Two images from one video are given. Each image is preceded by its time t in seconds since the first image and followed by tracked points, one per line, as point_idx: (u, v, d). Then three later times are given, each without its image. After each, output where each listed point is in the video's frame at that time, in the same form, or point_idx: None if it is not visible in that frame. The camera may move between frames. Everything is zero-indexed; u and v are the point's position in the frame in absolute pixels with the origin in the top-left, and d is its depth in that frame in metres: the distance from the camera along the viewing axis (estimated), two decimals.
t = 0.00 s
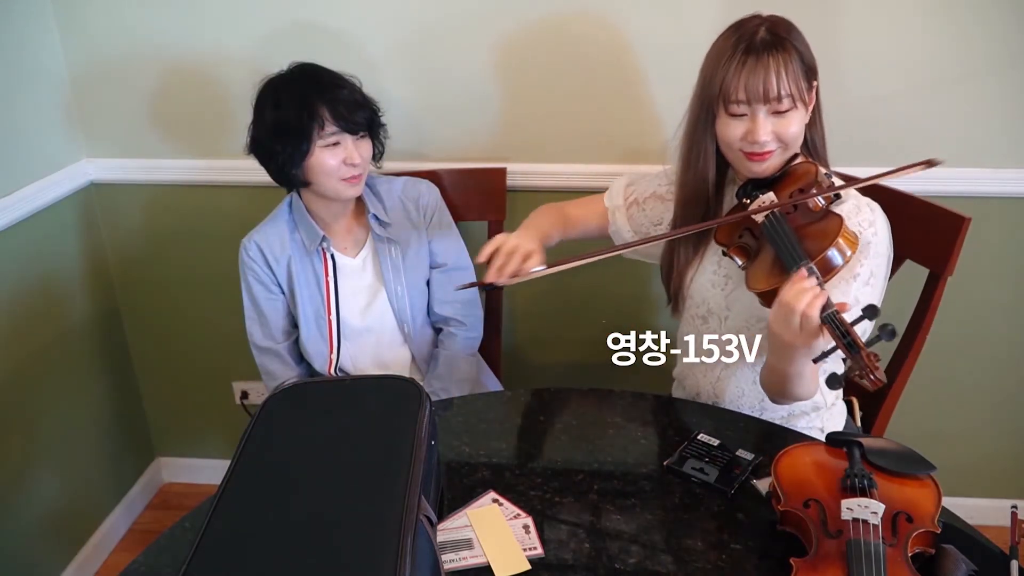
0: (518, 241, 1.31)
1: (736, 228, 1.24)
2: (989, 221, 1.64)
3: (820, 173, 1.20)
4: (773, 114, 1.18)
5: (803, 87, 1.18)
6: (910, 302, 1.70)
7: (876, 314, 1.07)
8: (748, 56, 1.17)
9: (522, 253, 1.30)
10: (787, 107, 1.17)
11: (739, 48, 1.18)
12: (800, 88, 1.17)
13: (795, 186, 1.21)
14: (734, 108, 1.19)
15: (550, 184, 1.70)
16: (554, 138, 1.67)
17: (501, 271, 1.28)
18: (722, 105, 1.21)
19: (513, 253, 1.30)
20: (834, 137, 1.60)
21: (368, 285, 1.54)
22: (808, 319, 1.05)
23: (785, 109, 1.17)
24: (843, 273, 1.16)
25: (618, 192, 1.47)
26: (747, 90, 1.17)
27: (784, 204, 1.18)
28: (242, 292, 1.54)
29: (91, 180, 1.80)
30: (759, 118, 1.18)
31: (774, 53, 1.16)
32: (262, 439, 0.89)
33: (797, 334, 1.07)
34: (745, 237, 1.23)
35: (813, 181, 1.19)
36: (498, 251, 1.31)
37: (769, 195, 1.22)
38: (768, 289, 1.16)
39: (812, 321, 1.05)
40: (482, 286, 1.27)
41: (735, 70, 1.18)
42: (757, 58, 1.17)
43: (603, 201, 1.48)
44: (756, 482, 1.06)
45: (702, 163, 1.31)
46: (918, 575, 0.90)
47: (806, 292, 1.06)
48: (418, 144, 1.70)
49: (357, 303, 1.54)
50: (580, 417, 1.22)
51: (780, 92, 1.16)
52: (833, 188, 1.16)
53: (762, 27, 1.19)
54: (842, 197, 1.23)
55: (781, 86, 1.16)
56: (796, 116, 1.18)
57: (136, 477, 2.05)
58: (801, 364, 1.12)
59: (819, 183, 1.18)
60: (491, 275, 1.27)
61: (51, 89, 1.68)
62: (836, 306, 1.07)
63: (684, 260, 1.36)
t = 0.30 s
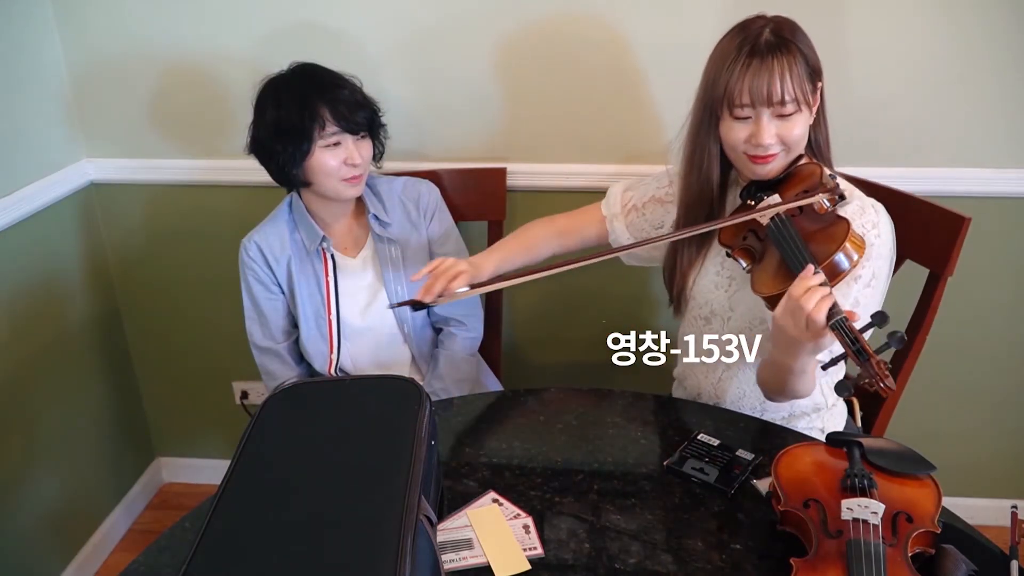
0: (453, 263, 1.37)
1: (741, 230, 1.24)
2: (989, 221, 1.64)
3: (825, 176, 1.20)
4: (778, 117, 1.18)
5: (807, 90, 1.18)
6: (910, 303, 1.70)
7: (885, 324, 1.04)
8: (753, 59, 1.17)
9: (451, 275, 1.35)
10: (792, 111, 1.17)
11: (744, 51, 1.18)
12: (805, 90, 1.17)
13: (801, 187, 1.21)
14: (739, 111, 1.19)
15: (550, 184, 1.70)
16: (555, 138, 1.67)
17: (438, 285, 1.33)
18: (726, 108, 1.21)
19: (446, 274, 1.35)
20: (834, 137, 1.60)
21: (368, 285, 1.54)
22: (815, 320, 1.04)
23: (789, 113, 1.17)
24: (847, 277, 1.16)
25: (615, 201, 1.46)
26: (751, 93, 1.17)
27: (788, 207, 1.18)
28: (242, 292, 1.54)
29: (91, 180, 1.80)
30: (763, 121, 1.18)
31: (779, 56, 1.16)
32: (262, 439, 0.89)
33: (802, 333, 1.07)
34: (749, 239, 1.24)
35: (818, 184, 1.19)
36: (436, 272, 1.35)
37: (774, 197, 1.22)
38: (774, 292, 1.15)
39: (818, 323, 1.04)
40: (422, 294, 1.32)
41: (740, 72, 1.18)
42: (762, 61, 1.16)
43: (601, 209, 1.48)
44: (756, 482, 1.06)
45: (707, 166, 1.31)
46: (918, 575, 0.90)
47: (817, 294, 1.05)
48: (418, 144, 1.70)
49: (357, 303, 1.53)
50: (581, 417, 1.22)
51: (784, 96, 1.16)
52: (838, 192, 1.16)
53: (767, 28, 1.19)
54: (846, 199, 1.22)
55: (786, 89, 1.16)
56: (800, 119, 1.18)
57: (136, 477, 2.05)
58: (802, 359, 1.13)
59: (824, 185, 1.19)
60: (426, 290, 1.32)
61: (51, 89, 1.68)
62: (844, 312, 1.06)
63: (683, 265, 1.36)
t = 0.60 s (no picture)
0: (451, 258, 1.34)
1: (738, 231, 1.25)
2: (989, 221, 1.64)
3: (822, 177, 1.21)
4: (773, 118, 1.18)
5: (803, 92, 1.18)
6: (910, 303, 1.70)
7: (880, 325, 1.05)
8: (748, 62, 1.17)
9: (450, 271, 1.32)
10: (786, 113, 1.17)
11: (739, 53, 1.18)
12: (800, 92, 1.17)
13: (797, 187, 1.21)
14: (734, 113, 1.19)
15: (550, 184, 1.70)
16: (554, 138, 1.67)
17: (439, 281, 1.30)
18: (722, 110, 1.21)
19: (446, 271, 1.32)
20: (834, 137, 1.60)
21: (368, 284, 1.54)
22: (789, 278, 1.08)
23: (784, 115, 1.17)
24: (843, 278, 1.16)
25: (613, 197, 1.47)
26: (746, 96, 1.17)
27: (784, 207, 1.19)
28: (242, 292, 1.54)
29: (90, 180, 1.80)
30: (758, 122, 1.18)
31: (774, 58, 1.16)
32: (262, 439, 0.89)
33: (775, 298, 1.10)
34: (746, 241, 1.24)
35: (814, 184, 1.20)
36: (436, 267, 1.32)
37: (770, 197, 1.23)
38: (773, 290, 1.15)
39: (792, 278, 1.08)
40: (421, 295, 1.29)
41: (735, 75, 1.18)
42: (757, 63, 1.16)
43: (599, 206, 1.48)
44: (757, 482, 1.06)
45: (703, 167, 1.31)
46: (918, 575, 0.90)
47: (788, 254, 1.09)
48: (418, 144, 1.70)
49: (357, 303, 1.53)
50: (580, 417, 1.22)
51: (779, 98, 1.16)
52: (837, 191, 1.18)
53: (762, 30, 1.19)
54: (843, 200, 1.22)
55: (780, 91, 1.16)
56: (796, 121, 1.18)
57: (137, 477, 2.05)
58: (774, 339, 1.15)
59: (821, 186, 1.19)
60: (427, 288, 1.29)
61: (51, 90, 1.68)
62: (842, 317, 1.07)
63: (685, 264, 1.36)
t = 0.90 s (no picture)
0: (473, 252, 1.34)
1: (737, 230, 1.26)
2: (989, 221, 1.64)
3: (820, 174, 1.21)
4: (772, 118, 1.18)
5: (802, 91, 1.18)
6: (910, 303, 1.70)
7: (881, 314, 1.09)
8: (747, 61, 1.17)
9: (473, 265, 1.32)
10: (785, 112, 1.17)
11: (738, 52, 1.18)
12: (799, 91, 1.17)
13: (795, 187, 1.21)
14: (733, 112, 1.19)
15: (550, 184, 1.70)
16: (554, 138, 1.67)
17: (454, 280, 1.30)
18: (721, 110, 1.21)
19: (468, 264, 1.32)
20: (834, 137, 1.60)
21: (369, 285, 1.54)
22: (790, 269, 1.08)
23: (783, 114, 1.17)
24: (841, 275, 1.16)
25: (613, 195, 1.47)
26: (745, 95, 1.17)
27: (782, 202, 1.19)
28: (242, 292, 1.54)
29: (90, 180, 1.80)
30: (757, 122, 1.18)
31: (773, 57, 1.16)
32: (262, 439, 0.89)
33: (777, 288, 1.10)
34: (746, 239, 1.24)
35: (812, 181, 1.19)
36: (458, 261, 1.32)
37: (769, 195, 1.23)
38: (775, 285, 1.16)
39: (793, 268, 1.08)
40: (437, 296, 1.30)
41: (734, 74, 1.18)
42: (756, 62, 1.16)
43: (598, 203, 1.48)
44: (757, 482, 1.06)
45: (702, 167, 1.31)
46: (918, 575, 0.90)
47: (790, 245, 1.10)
48: (418, 144, 1.70)
49: (358, 303, 1.54)
50: (579, 417, 1.22)
51: (778, 97, 1.16)
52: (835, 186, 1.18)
53: (761, 30, 1.19)
54: (841, 198, 1.23)
55: (779, 90, 1.16)
56: (795, 120, 1.18)
57: (136, 477, 2.05)
58: (774, 332, 1.15)
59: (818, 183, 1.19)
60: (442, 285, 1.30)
61: (51, 90, 1.68)
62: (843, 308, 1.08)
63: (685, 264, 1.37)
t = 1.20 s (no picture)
0: (507, 243, 1.30)
1: (738, 231, 1.26)
2: (990, 221, 1.64)
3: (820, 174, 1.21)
4: (772, 117, 1.18)
5: (803, 90, 1.18)
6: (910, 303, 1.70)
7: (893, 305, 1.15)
8: (747, 59, 1.17)
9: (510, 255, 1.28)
10: (786, 111, 1.17)
11: (739, 51, 1.18)
12: (800, 90, 1.17)
13: (796, 185, 1.21)
14: (733, 111, 1.19)
15: (550, 184, 1.70)
16: (554, 138, 1.67)
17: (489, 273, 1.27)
18: (721, 108, 1.21)
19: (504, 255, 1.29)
20: (834, 137, 1.60)
21: (369, 285, 1.54)
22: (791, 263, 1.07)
23: (784, 113, 1.17)
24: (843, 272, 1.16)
25: (615, 192, 1.47)
26: (745, 94, 1.17)
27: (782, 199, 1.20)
28: (242, 292, 1.54)
29: (90, 180, 1.80)
30: (757, 121, 1.18)
31: (773, 56, 1.16)
32: (262, 439, 0.89)
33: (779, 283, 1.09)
34: (747, 239, 1.24)
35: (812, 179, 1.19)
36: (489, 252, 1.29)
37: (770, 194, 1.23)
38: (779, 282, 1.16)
39: (795, 262, 1.07)
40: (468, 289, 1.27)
41: (735, 72, 1.18)
42: (756, 61, 1.16)
43: (600, 201, 1.48)
44: (756, 482, 1.06)
45: (702, 166, 1.31)
46: (918, 575, 0.90)
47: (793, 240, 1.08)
48: (419, 144, 1.70)
49: (358, 303, 1.54)
50: (580, 417, 1.22)
51: (779, 95, 1.16)
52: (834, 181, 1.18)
53: (762, 28, 1.19)
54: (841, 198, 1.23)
55: (780, 89, 1.16)
56: (795, 119, 1.18)
57: (137, 477, 2.05)
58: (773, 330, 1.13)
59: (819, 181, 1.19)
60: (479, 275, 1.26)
61: (51, 90, 1.68)
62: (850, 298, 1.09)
63: (686, 263, 1.37)
